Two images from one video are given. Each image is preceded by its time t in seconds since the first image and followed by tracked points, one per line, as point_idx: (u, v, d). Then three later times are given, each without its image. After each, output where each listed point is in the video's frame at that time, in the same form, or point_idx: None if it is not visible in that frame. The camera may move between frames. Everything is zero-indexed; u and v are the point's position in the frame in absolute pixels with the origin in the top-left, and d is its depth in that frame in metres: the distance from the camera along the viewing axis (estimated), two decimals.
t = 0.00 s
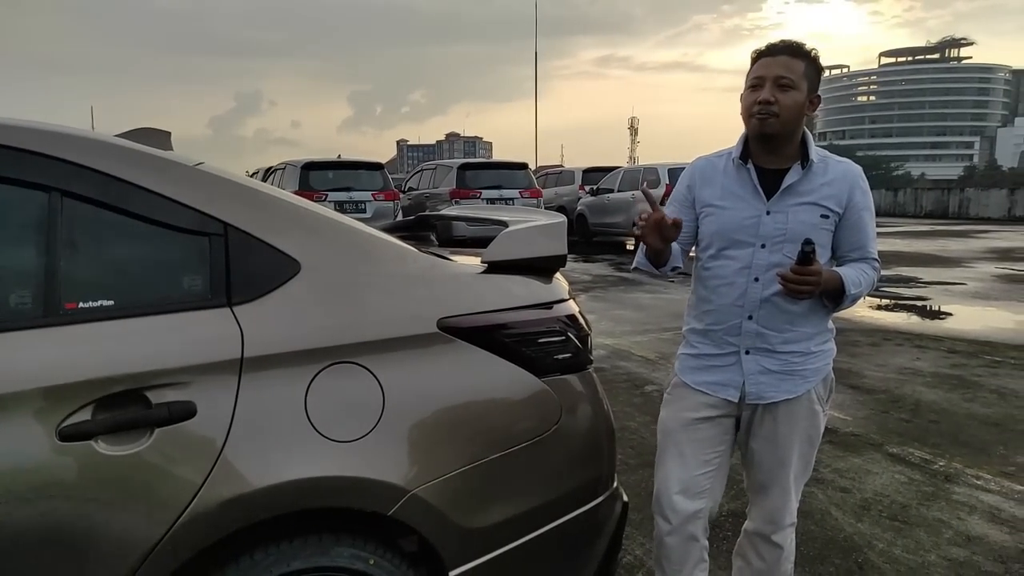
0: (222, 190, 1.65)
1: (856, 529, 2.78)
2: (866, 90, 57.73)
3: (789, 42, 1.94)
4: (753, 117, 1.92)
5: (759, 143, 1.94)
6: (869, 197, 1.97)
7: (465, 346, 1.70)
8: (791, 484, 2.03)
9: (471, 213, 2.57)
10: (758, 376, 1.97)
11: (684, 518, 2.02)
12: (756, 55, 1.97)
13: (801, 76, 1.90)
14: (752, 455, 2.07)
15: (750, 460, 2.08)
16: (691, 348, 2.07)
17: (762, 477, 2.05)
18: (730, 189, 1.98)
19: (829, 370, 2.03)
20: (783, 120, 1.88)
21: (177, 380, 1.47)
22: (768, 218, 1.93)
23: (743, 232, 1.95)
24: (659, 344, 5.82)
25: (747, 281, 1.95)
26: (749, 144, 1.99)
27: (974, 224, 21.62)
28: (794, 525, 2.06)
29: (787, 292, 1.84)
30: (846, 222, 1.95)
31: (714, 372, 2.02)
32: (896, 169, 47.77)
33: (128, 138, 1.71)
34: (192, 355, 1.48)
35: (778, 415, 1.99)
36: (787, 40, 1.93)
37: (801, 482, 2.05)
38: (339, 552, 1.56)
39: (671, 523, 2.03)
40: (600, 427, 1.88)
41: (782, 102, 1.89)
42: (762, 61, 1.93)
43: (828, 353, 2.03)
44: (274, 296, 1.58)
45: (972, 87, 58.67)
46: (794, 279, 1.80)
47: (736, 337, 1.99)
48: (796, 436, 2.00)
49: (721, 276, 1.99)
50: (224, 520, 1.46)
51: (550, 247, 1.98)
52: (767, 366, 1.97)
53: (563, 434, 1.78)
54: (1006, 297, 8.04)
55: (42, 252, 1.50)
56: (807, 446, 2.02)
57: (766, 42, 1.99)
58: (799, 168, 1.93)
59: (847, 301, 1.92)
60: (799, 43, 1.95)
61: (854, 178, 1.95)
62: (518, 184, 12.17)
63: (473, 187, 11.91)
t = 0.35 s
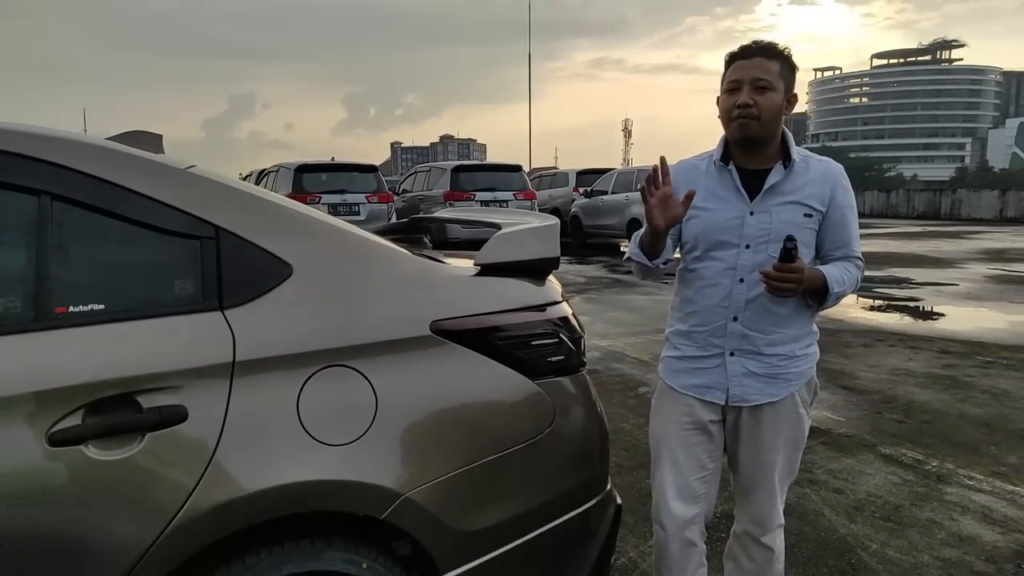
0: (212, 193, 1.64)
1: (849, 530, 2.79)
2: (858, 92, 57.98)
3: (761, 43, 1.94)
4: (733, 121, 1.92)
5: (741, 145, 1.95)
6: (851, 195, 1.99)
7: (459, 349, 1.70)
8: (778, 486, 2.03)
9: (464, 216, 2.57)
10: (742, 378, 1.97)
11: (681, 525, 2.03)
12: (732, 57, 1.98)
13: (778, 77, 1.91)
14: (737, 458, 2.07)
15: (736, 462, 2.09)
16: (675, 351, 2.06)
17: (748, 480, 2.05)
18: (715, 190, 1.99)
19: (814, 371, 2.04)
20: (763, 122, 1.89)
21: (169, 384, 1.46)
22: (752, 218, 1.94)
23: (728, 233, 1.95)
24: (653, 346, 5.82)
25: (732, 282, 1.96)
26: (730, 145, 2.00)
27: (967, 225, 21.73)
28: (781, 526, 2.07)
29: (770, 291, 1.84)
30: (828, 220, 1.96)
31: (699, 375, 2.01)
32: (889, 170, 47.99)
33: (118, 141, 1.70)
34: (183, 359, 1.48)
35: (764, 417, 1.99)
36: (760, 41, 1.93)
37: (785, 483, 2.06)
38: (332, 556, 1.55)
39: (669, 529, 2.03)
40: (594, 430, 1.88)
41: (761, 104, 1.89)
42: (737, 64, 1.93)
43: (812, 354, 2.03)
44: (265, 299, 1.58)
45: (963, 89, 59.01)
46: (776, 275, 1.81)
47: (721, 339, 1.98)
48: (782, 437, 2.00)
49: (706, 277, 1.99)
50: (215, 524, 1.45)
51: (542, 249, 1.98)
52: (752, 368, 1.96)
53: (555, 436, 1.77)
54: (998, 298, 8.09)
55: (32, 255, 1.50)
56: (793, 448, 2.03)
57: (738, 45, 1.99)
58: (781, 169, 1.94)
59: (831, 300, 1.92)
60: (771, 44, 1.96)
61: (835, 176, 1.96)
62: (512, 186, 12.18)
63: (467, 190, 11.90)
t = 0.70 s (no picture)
0: (202, 190, 1.63)
1: (841, 527, 2.80)
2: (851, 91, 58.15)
3: (732, 39, 1.95)
4: (707, 119, 1.93)
5: (718, 143, 1.96)
6: (832, 189, 1.98)
7: (450, 347, 1.70)
8: (761, 485, 2.03)
9: (456, 213, 2.57)
10: (724, 377, 1.97)
11: (669, 523, 2.03)
12: (703, 56, 1.98)
13: (750, 73, 1.91)
14: (721, 457, 2.07)
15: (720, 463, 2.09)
16: (657, 350, 2.07)
17: (730, 481, 2.06)
18: (697, 188, 1.99)
19: (795, 371, 2.03)
20: (736, 119, 1.90)
21: (159, 383, 1.46)
22: (733, 216, 1.94)
23: (710, 231, 1.95)
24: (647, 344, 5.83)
25: (713, 281, 1.96)
26: (709, 144, 2.00)
27: (958, 223, 21.84)
28: (768, 524, 2.07)
29: (750, 287, 1.84)
30: (810, 216, 1.96)
31: (682, 374, 2.02)
32: (882, 169, 48.17)
33: (107, 138, 1.69)
34: (173, 357, 1.47)
35: (748, 415, 1.99)
36: (731, 38, 1.94)
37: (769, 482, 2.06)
38: (323, 555, 1.55)
39: (657, 528, 2.05)
40: (585, 428, 1.87)
41: (734, 101, 1.90)
42: (709, 63, 1.94)
43: (794, 352, 2.03)
44: (255, 297, 1.57)
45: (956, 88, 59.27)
46: (757, 271, 1.80)
47: (702, 338, 1.99)
48: (767, 435, 2.01)
49: (688, 276, 1.99)
50: (205, 523, 1.44)
51: (534, 247, 1.97)
52: (734, 367, 1.97)
53: (545, 435, 1.77)
54: (990, 296, 8.13)
55: (21, 253, 1.49)
56: (776, 448, 2.03)
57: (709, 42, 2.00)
58: (761, 165, 1.94)
59: (814, 296, 1.92)
60: (742, 40, 1.96)
61: (816, 172, 1.96)
62: (505, 184, 12.17)
63: (461, 188, 11.89)
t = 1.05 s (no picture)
0: (199, 189, 1.63)
1: (838, 527, 2.80)
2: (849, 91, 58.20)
3: (723, 39, 1.94)
4: (700, 119, 1.92)
5: (710, 144, 1.95)
6: (825, 186, 1.97)
7: (447, 347, 1.70)
8: (758, 484, 2.03)
9: (454, 213, 2.56)
10: (721, 378, 1.97)
11: (665, 523, 2.03)
12: (693, 56, 1.97)
13: (742, 73, 1.91)
14: (717, 457, 2.07)
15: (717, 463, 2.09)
16: (653, 351, 2.07)
17: (727, 480, 2.05)
18: (690, 189, 1.98)
19: (792, 370, 2.03)
20: (730, 119, 1.89)
21: (155, 382, 1.45)
22: (726, 216, 1.93)
23: (703, 232, 1.95)
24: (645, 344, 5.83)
25: (708, 282, 1.96)
26: (700, 144, 1.99)
27: (956, 223, 21.87)
28: (765, 523, 2.07)
29: (744, 289, 1.83)
30: (804, 214, 1.95)
31: (678, 375, 2.02)
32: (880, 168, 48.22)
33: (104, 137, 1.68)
34: (169, 357, 1.47)
35: (744, 416, 1.98)
36: (722, 37, 1.93)
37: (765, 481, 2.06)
38: (320, 555, 1.55)
39: (653, 528, 2.04)
40: (582, 427, 1.87)
41: (727, 102, 1.89)
42: (701, 63, 1.93)
43: (791, 351, 2.03)
44: (252, 296, 1.57)
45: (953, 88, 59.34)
46: (747, 276, 1.80)
47: (698, 339, 1.99)
48: (763, 435, 2.00)
49: (683, 277, 1.99)
50: (202, 523, 1.44)
51: (532, 246, 1.98)
52: (729, 368, 1.96)
53: (541, 435, 1.77)
54: (988, 295, 8.15)
55: (17, 253, 1.48)
56: (774, 447, 2.03)
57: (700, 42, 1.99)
58: (753, 165, 1.93)
59: (808, 294, 1.92)
60: (733, 39, 1.96)
61: (808, 170, 1.95)
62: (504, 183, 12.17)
63: (459, 187, 11.88)
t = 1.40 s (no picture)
0: (203, 190, 1.63)
1: (843, 528, 2.79)
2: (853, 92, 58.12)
3: (714, 45, 1.94)
4: (699, 128, 1.92)
5: (712, 150, 1.95)
6: (829, 185, 1.96)
7: (450, 347, 1.70)
8: (772, 483, 2.03)
9: (457, 214, 2.56)
10: (736, 381, 1.97)
11: (676, 524, 2.02)
12: (687, 64, 1.97)
13: (737, 77, 1.90)
14: (731, 456, 2.07)
15: (731, 461, 2.08)
16: (667, 356, 2.07)
17: (742, 478, 2.05)
18: (694, 194, 1.99)
19: (807, 367, 2.03)
20: (729, 126, 1.89)
21: (160, 383, 1.45)
22: (730, 221, 1.93)
23: (709, 237, 1.95)
24: (648, 344, 5.83)
25: (718, 286, 1.96)
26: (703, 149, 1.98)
27: (959, 224, 21.84)
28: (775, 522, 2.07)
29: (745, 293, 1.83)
30: (809, 216, 1.94)
31: (693, 379, 2.01)
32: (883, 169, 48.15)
33: (109, 138, 1.69)
34: (172, 357, 1.47)
35: (758, 416, 1.99)
36: (713, 44, 1.93)
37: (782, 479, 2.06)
38: (324, 556, 1.55)
39: (664, 529, 2.03)
40: (586, 428, 1.87)
41: (725, 108, 1.89)
42: (695, 71, 1.93)
43: (805, 349, 2.03)
44: (255, 297, 1.57)
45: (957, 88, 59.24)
46: (748, 279, 1.80)
47: (712, 343, 1.99)
48: (777, 434, 2.00)
49: (692, 283, 1.99)
50: (206, 524, 1.44)
51: (536, 247, 1.97)
52: (745, 369, 1.96)
53: (546, 436, 1.77)
54: (992, 297, 8.13)
55: (22, 254, 1.48)
56: (789, 445, 2.03)
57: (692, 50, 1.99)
58: (757, 168, 1.93)
59: (815, 294, 1.91)
60: (725, 43, 1.95)
61: (811, 170, 1.94)
62: (507, 184, 12.17)
63: (462, 188, 11.89)
